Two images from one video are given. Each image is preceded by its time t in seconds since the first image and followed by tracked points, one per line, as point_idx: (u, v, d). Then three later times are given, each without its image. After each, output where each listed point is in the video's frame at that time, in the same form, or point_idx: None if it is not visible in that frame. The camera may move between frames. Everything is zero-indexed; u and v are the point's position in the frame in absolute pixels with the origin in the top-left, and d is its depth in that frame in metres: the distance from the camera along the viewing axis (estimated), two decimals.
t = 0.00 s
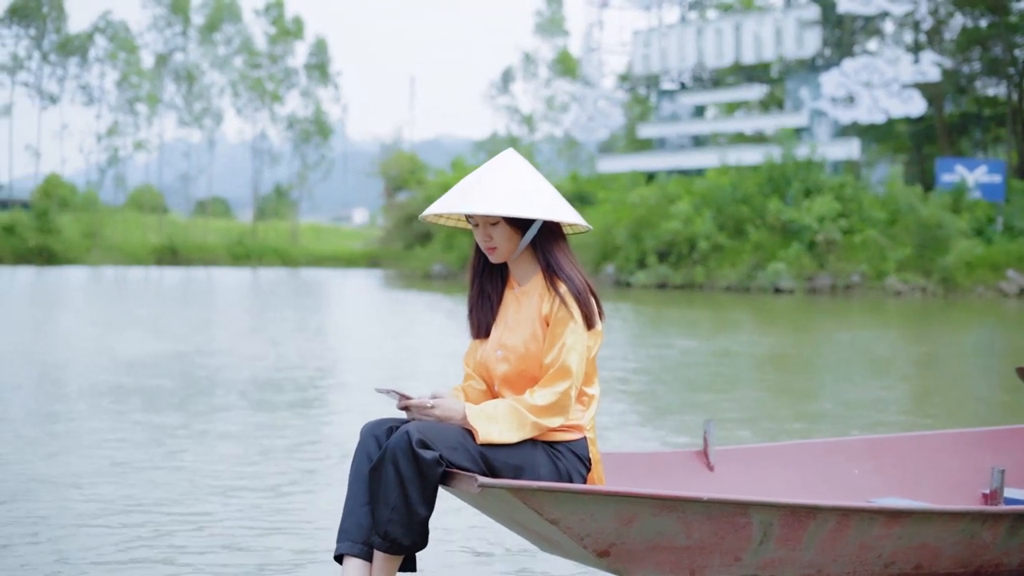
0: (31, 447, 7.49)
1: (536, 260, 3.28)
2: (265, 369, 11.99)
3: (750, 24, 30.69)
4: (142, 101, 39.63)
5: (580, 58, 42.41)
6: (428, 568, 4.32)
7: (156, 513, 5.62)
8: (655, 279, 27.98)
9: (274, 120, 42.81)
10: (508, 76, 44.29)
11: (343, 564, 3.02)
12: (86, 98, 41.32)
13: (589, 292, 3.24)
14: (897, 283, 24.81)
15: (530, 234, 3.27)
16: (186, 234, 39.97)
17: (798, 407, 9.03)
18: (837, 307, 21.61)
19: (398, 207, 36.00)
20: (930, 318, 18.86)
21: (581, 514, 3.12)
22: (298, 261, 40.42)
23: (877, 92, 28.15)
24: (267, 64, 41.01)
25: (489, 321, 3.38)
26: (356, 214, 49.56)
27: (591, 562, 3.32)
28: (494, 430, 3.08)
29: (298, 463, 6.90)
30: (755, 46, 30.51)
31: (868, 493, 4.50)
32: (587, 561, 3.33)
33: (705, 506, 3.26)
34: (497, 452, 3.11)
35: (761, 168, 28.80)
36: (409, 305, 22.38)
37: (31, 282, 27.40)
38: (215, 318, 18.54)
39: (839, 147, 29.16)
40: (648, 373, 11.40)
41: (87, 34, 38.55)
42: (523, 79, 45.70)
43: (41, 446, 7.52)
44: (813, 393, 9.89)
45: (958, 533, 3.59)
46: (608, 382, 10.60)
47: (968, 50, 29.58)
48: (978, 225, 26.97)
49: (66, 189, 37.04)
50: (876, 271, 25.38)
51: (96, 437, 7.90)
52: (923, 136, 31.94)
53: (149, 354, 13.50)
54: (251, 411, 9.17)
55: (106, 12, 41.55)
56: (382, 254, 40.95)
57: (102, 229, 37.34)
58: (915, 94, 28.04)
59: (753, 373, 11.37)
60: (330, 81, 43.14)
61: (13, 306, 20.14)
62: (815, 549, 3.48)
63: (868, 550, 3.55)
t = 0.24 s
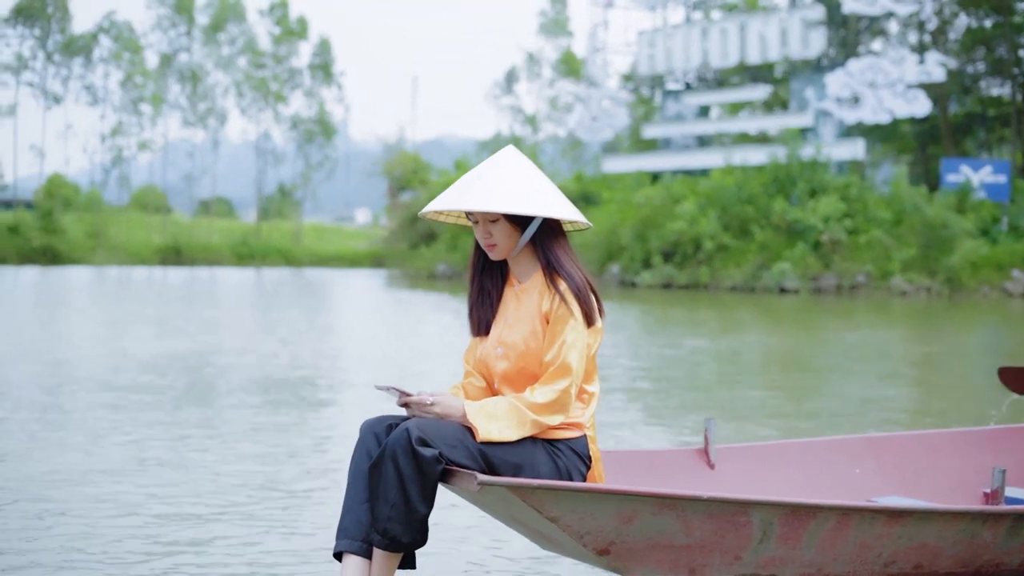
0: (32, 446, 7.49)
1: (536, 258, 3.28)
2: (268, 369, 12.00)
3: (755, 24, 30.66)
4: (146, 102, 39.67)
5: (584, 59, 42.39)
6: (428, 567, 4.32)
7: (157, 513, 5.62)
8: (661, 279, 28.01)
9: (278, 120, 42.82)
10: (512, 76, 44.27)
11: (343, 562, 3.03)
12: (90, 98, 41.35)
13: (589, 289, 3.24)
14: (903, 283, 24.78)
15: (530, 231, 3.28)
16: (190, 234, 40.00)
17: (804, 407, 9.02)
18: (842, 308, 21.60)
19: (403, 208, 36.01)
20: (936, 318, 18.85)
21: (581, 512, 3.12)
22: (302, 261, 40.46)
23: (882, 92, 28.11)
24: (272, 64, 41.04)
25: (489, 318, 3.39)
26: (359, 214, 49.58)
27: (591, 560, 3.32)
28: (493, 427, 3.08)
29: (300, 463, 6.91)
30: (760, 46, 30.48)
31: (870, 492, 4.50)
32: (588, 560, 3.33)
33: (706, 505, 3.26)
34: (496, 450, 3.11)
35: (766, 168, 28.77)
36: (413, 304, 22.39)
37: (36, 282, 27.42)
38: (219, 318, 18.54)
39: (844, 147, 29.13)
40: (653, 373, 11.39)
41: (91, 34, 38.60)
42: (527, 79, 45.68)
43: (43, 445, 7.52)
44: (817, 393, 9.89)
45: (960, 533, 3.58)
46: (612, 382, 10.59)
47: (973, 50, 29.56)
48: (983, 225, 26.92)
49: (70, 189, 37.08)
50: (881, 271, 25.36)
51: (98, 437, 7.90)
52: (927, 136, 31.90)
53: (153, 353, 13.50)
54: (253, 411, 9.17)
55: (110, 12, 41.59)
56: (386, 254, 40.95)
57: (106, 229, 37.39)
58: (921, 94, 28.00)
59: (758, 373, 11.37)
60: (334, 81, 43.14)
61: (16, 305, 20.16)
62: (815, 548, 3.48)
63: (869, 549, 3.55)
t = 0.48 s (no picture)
0: (35, 446, 7.49)
1: (536, 257, 3.28)
2: (271, 369, 12.00)
3: (761, 25, 30.62)
4: (150, 102, 39.72)
5: (588, 59, 42.38)
6: (428, 566, 4.32)
7: (157, 512, 5.61)
8: (666, 279, 28.01)
9: (282, 120, 42.83)
10: (516, 76, 44.28)
11: (342, 561, 3.03)
12: (95, 98, 41.39)
13: (589, 288, 3.24)
14: (908, 284, 24.76)
15: (531, 230, 3.28)
16: (194, 234, 40.03)
17: (811, 407, 9.01)
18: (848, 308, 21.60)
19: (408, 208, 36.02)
20: (942, 318, 18.83)
21: (581, 512, 3.12)
22: (306, 260, 40.52)
23: (887, 93, 28.09)
24: (276, 65, 41.06)
25: (489, 317, 3.39)
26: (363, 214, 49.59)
27: (591, 560, 3.32)
28: (494, 427, 3.08)
29: (302, 462, 6.91)
30: (765, 46, 30.45)
31: (871, 492, 4.50)
32: (589, 560, 3.33)
33: (706, 505, 3.26)
34: (497, 449, 3.11)
35: (771, 168, 28.75)
36: (418, 304, 22.38)
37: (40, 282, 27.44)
38: (223, 319, 18.54)
39: (849, 147, 29.11)
40: (659, 373, 11.39)
41: (95, 34, 38.65)
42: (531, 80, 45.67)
43: (45, 445, 7.52)
44: (822, 393, 9.89)
45: (960, 533, 3.58)
46: (616, 382, 10.59)
47: (977, 50, 29.54)
48: (989, 225, 26.75)
49: (74, 190, 37.11)
50: (887, 271, 25.35)
51: (100, 436, 7.90)
52: (932, 136, 31.89)
53: (156, 353, 13.51)
54: (255, 411, 9.17)
55: (114, 12, 41.63)
56: (390, 254, 40.94)
57: (110, 230, 37.43)
58: (926, 94, 27.99)
59: (763, 373, 11.37)
60: (338, 81, 43.15)
61: (20, 305, 20.18)
62: (816, 548, 3.47)
63: (870, 549, 3.54)
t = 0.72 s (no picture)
0: (36, 445, 7.48)
1: (536, 259, 3.28)
2: (274, 369, 12.00)
3: (764, 25, 30.62)
4: (153, 102, 39.76)
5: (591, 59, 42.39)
6: (429, 567, 4.31)
7: (158, 512, 5.61)
8: (669, 279, 28.01)
9: (284, 120, 42.85)
10: (518, 76, 44.29)
11: (341, 562, 3.03)
12: (97, 98, 41.44)
13: (589, 291, 3.23)
14: (911, 284, 24.76)
15: (530, 232, 3.27)
16: (196, 234, 40.04)
17: (815, 407, 9.02)
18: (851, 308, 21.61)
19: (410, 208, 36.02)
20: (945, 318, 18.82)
21: (579, 515, 3.11)
22: (308, 260, 40.52)
23: (891, 93, 28.10)
24: (279, 64, 41.09)
25: (489, 319, 3.39)
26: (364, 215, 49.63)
27: (590, 562, 3.32)
28: (493, 430, 3.07)
29: (303, 462, 6.90)
30: (768, 46, 30.44)
31: (871, 494, 4.49)
32: (589, 563, 3.32)
33: (706, 508, 3.25)
34: (496, 451, 3.10)
35: (774, 168, 28.75)
36: (421, 304, 22.38)
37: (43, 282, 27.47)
38: (225, 319, 18.53)
39: (853, 148, 29.12)
40: (663, 373, 11.39)
41: (98, 35, 38.73)
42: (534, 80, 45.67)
43: (46, 445, 7.51)
44: (824, 393, 9.89)
45: (961, 536, 3.57)
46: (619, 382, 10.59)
47: (979, 51, 29.55)
48: (992, 226, 26.75)
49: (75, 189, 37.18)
50: (890, 271, 25.36)
51: (101, 436, 7.89)
52: (934, 136, 31.88)
53: (159, 353, 13.51)
54: (257, 410, 9.17)
55: (117, 13, 41.68)
56: (392, 253, 40.94)
57: (113, 230, 37.47)
58: (929, 94, 27.98)
59: (766, 373, 11.38)
60: (340, 81, 43.17)
61: (23, 305, 20.20)
62: (816, 550, 3.47)
63: (870, 552, 3.53)
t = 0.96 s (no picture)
0: (37, 446, 7.47)
1: (536, 260, 3.27)
2: (275, 369, 11.98)
3: (766, 25, 30.59)
4: (155, 102, 39.75)
5: (592, 60, 42.35)
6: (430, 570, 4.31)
7: (158, 513, 5.59)
8: (672, 279, 27.97)
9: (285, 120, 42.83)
10: (519, 76, 44.28)
11: (341, 564, 3.02)
12: (99, 98, 41.44)
13: (590, 292, 3.22)
14: (914, 284, 24.75)
15: (531, 233, 3.26)
16: (197, 235, 39.99)
17: (819, 407, 9.01)
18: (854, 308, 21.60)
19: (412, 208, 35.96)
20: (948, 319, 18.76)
21: (580, 516, 3.10)
22: (309, 260, 40.47)
23: (893, 94, 28.09)
24: (280, 64, 41.08)
25: (489, 320, 3.38)
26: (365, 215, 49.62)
27: (591, 564, 3.31)
28: (493, 432, 3.06)
29: (304, 463, 6.89)
30: (771, 46, 30.41)
31: (872, 495, 4.48)
32: (590, 564, 3.31)
33: (707, 509, 3.24)
34: (496, 453, 3.09)
35: (777, 168, 28.73)
36: (423, 305, 22.35)
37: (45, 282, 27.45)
38: (226, 319, 18.51)
39: (855, 147, 29.10)
40: (666, 373, 11.38)
41: (99, 34, 38.76)
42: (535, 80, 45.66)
43: (46, 445, 7.49)
44: (826, 392, 9.89)
45: (963, 538, 3.56)
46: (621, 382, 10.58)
47: (981, 50, 29.50)
48: (995, 226, 26.73)
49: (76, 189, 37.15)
50: (893, 271, 25.34)
51: (101, 437, 7.87)
52: (936, 136, 31.85)
53: (160, 353, 13.50)
54: (257, 411, 9.15)
55: (119, 13, 41.68)
56: (393, 253, 40.91)
57: (115, 230, 37.43)
58: (932, 95, 27.96)
59: (769, 373, 11.38)
60: (342, 81, 43.15)
61: (24, 305, 20.18)
62: (817, 552, 3.45)
63: (872, 554, 3.52)
